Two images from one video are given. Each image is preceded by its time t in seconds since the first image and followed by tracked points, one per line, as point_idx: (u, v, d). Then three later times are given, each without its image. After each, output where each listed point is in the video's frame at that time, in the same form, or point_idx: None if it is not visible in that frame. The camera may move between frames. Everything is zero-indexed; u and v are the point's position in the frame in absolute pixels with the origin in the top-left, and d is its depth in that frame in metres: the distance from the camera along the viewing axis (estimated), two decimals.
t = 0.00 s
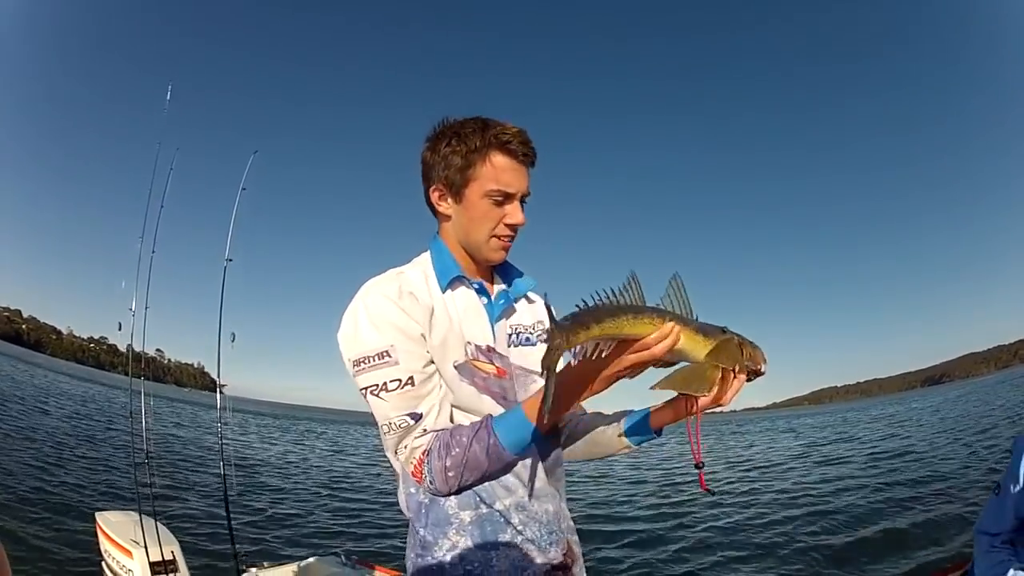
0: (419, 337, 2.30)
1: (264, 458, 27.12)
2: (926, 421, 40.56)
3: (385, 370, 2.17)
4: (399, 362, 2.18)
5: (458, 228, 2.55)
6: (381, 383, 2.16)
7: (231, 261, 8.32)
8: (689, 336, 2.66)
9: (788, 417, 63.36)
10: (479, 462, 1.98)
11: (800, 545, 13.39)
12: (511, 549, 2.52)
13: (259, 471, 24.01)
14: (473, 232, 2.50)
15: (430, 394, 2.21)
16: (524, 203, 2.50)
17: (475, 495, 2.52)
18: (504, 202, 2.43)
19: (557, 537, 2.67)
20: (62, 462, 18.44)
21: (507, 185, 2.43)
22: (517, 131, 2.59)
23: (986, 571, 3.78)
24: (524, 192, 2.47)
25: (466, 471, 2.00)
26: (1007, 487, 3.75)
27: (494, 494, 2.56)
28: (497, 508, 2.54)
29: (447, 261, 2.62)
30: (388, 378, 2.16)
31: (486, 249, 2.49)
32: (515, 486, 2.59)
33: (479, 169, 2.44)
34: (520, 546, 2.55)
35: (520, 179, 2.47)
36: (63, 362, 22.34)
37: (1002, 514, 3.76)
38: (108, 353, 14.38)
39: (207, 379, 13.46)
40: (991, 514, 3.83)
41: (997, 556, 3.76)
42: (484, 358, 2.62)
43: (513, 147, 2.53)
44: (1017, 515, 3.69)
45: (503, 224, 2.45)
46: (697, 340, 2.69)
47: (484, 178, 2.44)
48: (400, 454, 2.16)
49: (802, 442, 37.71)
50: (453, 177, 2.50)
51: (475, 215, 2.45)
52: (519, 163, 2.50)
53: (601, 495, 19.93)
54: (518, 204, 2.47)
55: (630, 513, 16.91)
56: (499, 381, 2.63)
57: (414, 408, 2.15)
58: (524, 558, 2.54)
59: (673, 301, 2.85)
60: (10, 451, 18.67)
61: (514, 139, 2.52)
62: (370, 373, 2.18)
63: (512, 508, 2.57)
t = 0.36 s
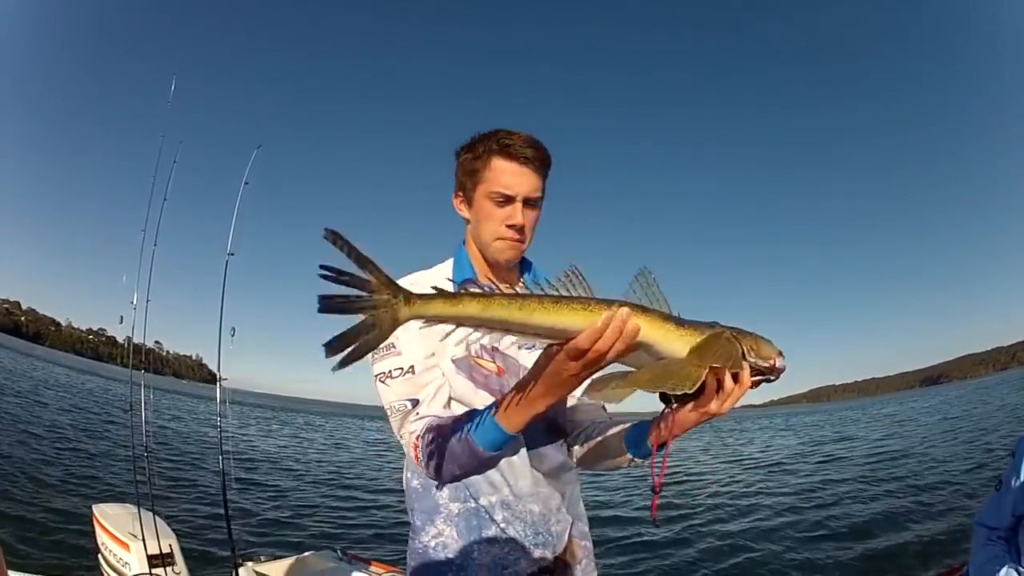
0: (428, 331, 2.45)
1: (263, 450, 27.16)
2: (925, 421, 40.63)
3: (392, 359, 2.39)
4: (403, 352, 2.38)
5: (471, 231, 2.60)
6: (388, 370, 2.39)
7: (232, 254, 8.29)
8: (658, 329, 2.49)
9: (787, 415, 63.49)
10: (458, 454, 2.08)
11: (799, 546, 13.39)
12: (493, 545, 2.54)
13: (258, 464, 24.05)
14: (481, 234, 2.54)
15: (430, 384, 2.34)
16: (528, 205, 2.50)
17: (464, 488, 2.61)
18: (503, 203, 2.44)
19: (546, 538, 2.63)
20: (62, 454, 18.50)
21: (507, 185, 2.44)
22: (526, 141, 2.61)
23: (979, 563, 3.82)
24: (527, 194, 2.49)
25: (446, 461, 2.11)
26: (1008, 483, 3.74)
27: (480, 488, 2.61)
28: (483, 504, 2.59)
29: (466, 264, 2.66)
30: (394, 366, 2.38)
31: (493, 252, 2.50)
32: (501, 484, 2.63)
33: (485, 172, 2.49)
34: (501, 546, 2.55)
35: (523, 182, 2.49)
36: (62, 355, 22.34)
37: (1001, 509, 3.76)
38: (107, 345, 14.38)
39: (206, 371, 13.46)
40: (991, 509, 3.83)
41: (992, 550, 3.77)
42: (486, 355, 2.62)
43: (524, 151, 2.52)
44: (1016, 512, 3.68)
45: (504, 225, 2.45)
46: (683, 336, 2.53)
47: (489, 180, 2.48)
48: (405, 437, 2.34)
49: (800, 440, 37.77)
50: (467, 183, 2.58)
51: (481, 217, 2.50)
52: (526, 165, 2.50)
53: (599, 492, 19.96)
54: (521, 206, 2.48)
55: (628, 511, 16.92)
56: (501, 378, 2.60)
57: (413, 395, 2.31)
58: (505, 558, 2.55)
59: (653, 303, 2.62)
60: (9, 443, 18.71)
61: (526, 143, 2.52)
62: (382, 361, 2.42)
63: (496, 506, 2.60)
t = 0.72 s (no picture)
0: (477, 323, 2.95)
1: (262, 450, 27.13)
2: (925, 416, 40.59)
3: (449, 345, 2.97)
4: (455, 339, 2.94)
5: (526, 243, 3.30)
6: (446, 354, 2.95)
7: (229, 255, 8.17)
8: (625, 323, 2.84)
9: (787, 411, 63.42)
10: (466, 429, 2.61)
11: (800, 543, 13.37)
12: (521, 533, 2.73)
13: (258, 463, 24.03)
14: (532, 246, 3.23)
15: (471, 366, 2.84)
16: (569, 219, 3.13)
17: (499, 480, 2.83)
18: (547, 220, 3.12)
19: (573, 532, 2.76)
20: (63, 456, 18.49)
21: (551, 205, 3.12)
22: (573, 158, 3.24)
23: (978, 562, 3.84)
24: (567, 210, 3.12)
25: (461, 437, 2.67)
26: (1007, 482, 3.71)
27: (510, 480, 2.80)
28: (514, 496, 2.78)
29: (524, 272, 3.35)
30: (450, 350, 2.94)
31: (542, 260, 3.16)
32: (530, 477, 2.81)
33: (537, 194, 3.19)
34: (524, 534, 2.74)
35: (563, 200, 3.13)
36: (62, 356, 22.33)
37: (1002, 510, 3.74)
38: (108, 346, 14.36)
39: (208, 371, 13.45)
40: (992, 509, 3.80)
41: (993, 550, 3.77)
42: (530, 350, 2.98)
43: (568, 174, 3.17)
44: (1016, 512, 3.67)
45: (549, 238, 3.11)
46: (650, 330, 2.87)
47: (538, 201, 3.18)
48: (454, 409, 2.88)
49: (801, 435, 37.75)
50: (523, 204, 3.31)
51: (532, 232, 3.20)
52: (567, 186, 3.16)
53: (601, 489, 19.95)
54: (561, 220, 3.12)
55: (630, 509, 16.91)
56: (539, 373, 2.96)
57: (457, 374, 2.83)
58: (529, 547, 2.73)
59: (639, 291, 3.07)
60: (11, 445, 18.71)
61: (569, 168, 3.18)
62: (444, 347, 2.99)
63: (523, 497, 2.78)
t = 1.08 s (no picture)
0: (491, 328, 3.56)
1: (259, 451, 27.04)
2: (923, 416, 40.62)
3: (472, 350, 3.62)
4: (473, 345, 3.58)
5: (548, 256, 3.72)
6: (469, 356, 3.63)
7: (225, 257, 8.13)
8: (605, 357, 3.26)
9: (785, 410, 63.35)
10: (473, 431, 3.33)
11: (797, 545, 13.42)
12: (542, 533, 3.26)
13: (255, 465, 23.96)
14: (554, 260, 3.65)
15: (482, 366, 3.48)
16: (588, 237, 3.51)
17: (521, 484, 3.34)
18: (567, 239, 3.51)
19: (586, 532, 3.27)
20: (61, 457, 18.45)
21: (570, 225, 3.51)
22: (591, 178, 3.56)
23: (971, 573, 3.85)
24: (586, 229, 3.50)
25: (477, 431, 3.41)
26: (1000, 493, 3.75)
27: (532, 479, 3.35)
28: (535, 498, 3.32)
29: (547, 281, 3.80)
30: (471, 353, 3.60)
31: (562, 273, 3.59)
32: (548, 483, 3.33)
33: (557, 213, 3.57)
34: (541, 528, 3.27)
35: (582, 219, 3.50)
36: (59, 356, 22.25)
37: (994, 521, 3.77)
38: (106, 347, 14.36)
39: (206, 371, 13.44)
40: (983, 519, 3.84)
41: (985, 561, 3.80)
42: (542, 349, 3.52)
43: (586, 195, 3.52)
44: (1010, 523, 3.70)
45: (568, 254, 3.52)
46: (630, 360, 3.24)
47: (559, 220, 3.56)
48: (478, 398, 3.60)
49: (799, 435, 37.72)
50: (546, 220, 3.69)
51: (554, 247, 3.61)
52: (585, 207, 3.51)
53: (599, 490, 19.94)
54: (580, 238, 3.51)
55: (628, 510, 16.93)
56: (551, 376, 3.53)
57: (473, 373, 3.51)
58: (543, 542, 3.25)
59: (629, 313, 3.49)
60: (9, 447, 18.68)
61: (587, 189, 3.52)
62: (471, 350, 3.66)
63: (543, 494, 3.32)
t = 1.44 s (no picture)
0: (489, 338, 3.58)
1: (258, 448, 27.09)
2: (924, 409, 40.66)
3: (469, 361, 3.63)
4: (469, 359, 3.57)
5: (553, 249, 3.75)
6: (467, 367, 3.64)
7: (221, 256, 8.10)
8: (599, 381, 3.26)
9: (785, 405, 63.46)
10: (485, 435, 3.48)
11: (793, 540, 13.45)
12: (540, 527, 3.30)
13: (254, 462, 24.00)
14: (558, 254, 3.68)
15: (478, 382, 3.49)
16: (593, 233, 3.51)
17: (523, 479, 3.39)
18: (571, 235, 3.54)
19: (585, 528, 3.28)
20: (59, 455, 18.47)
21: (574, 220, 3.52)
22: (598, 173, 3.56)
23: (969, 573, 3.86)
24: (591, 224, 3.50)
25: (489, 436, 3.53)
26: (1000, 493, 3.75)
27: (535, 475, 3.37)
28: (534, 494, 3.35)
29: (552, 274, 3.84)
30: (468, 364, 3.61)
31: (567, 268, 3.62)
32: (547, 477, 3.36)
33: (562, 208, 3.58)
34: (541, 523, 3.31)
35: (587, 214, 3.49)
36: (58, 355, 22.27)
37: (994, 522, 3.77)
38: (104, 345, 14.38)
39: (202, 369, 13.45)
40: (982, 520, 3.85)
41: (985, 561, 3.81)
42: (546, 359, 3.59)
43: (592, 191, 3.51)
44: (1009, 524, 3.70)
45: (573, 250, 3.54)
46: (624, 386, 3.24)
47: (564, 215, 3.57)
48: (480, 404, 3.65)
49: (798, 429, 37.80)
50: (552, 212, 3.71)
51: (559, 241, 3.63)
52: (590, 203, 3.51)
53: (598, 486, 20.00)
54: (585, 234, 3.51)
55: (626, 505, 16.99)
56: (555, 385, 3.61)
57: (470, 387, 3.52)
58: (543, 537, 3.28)
59: (627, 340, 3.46)
60: (8, 445, 18.71)
61: (594, 184, 3.51)
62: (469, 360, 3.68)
63: (543, 489, 3.34)
